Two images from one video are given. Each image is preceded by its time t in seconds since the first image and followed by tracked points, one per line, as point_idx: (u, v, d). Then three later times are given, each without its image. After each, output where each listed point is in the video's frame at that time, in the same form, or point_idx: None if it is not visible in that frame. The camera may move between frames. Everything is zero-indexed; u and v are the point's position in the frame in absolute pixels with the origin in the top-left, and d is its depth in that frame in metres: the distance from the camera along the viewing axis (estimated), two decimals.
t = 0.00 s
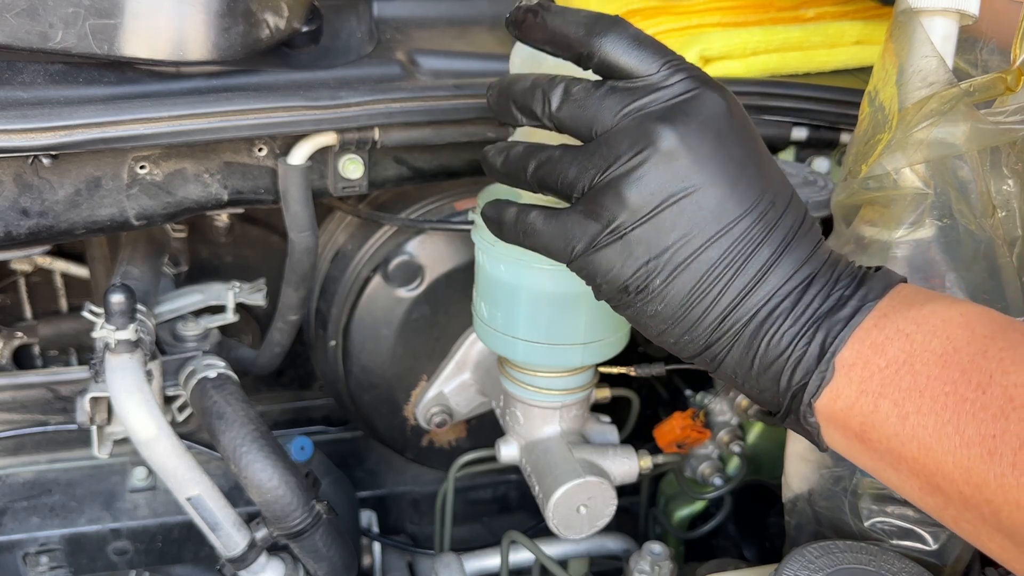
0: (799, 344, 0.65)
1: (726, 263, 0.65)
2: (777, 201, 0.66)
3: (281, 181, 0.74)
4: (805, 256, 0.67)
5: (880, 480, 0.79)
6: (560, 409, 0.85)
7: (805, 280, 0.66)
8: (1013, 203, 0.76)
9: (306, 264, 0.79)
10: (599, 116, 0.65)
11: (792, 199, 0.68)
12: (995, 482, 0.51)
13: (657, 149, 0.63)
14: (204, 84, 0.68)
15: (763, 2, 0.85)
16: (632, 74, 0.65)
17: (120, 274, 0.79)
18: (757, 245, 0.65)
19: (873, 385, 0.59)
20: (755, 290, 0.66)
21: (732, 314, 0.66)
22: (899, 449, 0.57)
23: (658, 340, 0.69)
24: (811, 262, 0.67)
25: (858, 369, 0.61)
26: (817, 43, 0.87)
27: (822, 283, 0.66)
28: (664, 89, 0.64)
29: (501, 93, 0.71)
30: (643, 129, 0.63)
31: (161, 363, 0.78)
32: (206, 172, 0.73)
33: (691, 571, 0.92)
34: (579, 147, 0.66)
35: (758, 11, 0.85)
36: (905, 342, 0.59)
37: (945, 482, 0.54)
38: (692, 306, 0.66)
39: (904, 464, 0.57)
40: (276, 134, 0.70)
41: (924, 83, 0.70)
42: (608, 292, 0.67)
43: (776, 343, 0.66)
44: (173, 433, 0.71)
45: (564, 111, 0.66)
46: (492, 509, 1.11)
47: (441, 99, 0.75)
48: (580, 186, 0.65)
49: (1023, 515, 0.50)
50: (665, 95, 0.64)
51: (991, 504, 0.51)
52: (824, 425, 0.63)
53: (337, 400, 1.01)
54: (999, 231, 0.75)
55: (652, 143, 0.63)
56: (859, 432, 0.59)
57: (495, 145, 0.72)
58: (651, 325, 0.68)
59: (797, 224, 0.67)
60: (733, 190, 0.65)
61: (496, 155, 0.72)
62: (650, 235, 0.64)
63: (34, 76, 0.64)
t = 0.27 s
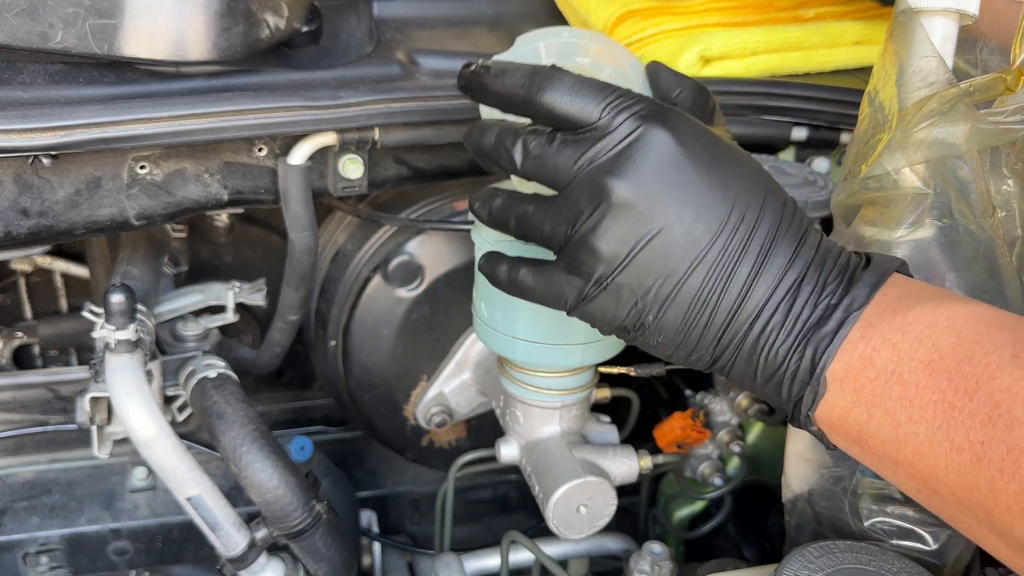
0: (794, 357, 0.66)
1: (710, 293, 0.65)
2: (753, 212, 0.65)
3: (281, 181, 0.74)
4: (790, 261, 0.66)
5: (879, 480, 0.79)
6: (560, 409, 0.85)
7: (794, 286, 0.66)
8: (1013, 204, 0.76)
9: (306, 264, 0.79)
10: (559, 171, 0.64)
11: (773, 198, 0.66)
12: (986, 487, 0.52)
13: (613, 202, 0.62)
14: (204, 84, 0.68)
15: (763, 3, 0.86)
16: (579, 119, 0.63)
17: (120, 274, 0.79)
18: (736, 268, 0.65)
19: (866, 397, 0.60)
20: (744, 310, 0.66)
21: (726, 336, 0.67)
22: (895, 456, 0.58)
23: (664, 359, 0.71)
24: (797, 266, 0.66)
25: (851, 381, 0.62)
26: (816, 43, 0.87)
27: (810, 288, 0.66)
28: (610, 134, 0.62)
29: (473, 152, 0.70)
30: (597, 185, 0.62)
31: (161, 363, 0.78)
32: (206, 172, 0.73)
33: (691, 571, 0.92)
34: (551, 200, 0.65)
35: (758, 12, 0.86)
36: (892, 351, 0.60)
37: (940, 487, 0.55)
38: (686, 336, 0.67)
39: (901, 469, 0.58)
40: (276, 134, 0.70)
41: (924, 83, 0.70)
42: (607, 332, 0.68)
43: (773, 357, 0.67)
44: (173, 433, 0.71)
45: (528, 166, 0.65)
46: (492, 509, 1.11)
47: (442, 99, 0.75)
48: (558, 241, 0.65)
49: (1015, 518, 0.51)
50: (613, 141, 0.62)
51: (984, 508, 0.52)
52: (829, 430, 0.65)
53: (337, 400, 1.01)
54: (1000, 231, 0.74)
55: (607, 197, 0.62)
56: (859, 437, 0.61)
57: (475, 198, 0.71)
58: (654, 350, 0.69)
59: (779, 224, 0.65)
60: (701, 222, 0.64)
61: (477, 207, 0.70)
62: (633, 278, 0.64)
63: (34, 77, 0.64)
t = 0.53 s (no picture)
0: (791, 364, 0.66)
1: (695, 314, 0.65)
2: (722, 225, 0.64)
3: (281, 180, 0.74)
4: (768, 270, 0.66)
5: (879, 480, 0.79)
6: (560, 409, 0.85)
7: (779, 292, 0.66)
8: (1013, 203, 0.75)
9: (306, 264, 0.79)
10: (523, 220, 0.66)
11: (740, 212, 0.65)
12: (989, 495, 0.52)
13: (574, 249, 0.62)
14: (204, 84, 0.68)
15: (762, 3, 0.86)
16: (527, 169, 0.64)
17: (120, 274, 0.79)
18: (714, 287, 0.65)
19: (864, 407, 0.60)
20: (733, 323, 0.66)
21: (721, 347, 0.67)
22: (898, 461, 0.58)
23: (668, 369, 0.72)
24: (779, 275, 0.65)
25: (847, 390, 0.61)
26: (816, 44, 0.88)
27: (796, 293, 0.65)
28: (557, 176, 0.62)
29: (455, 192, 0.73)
30: (556, 234, 0.63)
31: (162, 363, 0.78)
32: (206, 172, 0.73)
33: (691, 571, 0.92)
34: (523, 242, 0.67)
35: (758, 12, 0.86)
36: (886, 361, 0.59)
37: (944, 492, 0.56)
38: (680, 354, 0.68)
39: (905, 474, 0.58)
40: (276, 134, 0.70)
41: (924, 83, 0.70)
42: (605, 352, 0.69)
43: (774, 364, 0.66)
44: (173, 433, 0.71)
45: (496, 215, 0.68)
46: (492, 509, 1.11)
47: (442, 99, 0.75)
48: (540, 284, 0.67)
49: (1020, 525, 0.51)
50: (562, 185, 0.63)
51: (989, 514, 0.53)
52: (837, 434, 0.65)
53: (337, 400, 1.01)
54: (1000, 231, 0.74)
55: (568, 244, 0.63)
56: (860, 441, 0.61)
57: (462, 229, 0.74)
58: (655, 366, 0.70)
59: (751, 227, 0.64)
60: (669, 249, 0.63)
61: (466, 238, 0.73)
62: (619, 308, 0.65)
63: (34, 77, 0.64)
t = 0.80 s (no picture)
0: (799, 348, 0.65)
1: (697, 298, 0.65)
2: (728, 207, 0.64)
3: (281, 181, 0.74)
4: (777, 252, 0.65)
5: (879, 479, 0.79)
6: (560, 409, 0.85)
7: (787, 278, 0.65)
8: (1013, 204, 0.75)
9: (306, 264, 0.79)
10: (528, 203, 0.66)
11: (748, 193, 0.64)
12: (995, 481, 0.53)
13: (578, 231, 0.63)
14: (204, 84, 0.68)
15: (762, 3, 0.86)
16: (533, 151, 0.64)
17: (120, 274, 0.79)
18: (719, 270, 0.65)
19: (871, 392, 0.60)
20: (739, 307, 0.66)
21: (727, 331, 0.67)
22: (906, 445, 0.59)
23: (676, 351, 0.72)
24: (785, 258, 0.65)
25: (855, 374, 0.61)
26: (816, 44, 0.87)
27: (805, 276, 0.64)
28: (561, 158, 0.63)
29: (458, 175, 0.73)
30: (561, 216, 0.63)
31: (162, 363, 0.78)
32: (206, 172, 0.73)
33: (691, 571, 0.92)
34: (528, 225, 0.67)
35: (759, 12, 0.86)
36: (895, 346, 0.59)
37: (950, 476, 0.57)
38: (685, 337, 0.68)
39: (912, 457, 0.59)
40: (276, 134, 0.70)
41: (924, 83, 0.70)
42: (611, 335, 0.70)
43: (781, 348, 0.66)
44: (173, 433, 0.71)
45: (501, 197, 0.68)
46: (492, 509, 1.11)
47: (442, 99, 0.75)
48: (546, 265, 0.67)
49: None
50: (566, 167, 0.63)
51: (994, 498, 0.54)
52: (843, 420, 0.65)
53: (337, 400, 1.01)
54: (1000, 231, 0.74)
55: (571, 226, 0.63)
56: (867, 426, 0.62)
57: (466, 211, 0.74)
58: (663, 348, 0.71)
59: (757, 209, 0.64)
60: (672, 232, 0.63)
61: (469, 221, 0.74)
62: (624, 291, 0.65)
63: (34, 76, 0.64)
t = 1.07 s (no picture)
0: (803, 359, 0.65)
1: (712, 298, 0.65)
2: (752, 210, 0.64)
3: (281, 180, 0.74)
4: (795, 262, 0.66)
5: (879, 479, 0.79)
6: (560, 409, 0.85)
7: (799, 289, 0.65)
8: (1013, 204, 0.76)
9: (306, 264, 0.79)
10: (555, 190, 0.65)
11: (773, 202, 0.65)
12: (995, 491, 0.52)
13: (605, 218, 0.63)
14: (204, 84, 0.68)
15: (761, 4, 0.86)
16: (568, 139, 0.64)
17: (120, 274, 0.79)
18: (738, 270, 0.65)
19: (875, 401, 0.60)
20: (750, 313, 0.66)
21: (734, 338, 0.67)
22: (906, 458, 0.59)
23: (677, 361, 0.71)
24: (802, 270, 0.66)
25: (859, 384, 0.61)
26: (816, 44, 0.88)
27: (816, 288, 0.65)
28: (598, 147, 0.63)
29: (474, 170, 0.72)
30: (589, 201, 0.63)
31: (162, 363, 0.78)
32: (206, 172, 0.73)
33: (691, 571, 0.92)
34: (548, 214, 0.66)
35: (758, 13, 0.86)
36: (900, 355, 0.59)
37: (950, 489, 0.56)
38: (693, 340, 0.67)
39: (912, 471, 0.58)
40: (276, 134, 0.70)
41: (924, 83, 0.70)
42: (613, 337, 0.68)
43: (784, 358, 0.66)
44: (173, 433, 0.71)
45: (524, 182, 0.67)
46: (492, 509, 1.11)
47: (442, 99, 0.75)
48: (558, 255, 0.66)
49: None
50: (600, 155, 0.63)
51: (994, 511, 0.53)
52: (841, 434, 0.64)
53: (337, 400, 1.01)
54: (1000, 231, 0.74)
55: (599, 213, 0.63)
56: (868, 439, 0.61)
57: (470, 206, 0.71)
58: (665, 354, 0.70)
59: (778, 219, 0.65)
60: (698, 227, 0.63)
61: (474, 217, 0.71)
62: (636, 287, 0.64)
63: (34, 77, 0.64)
